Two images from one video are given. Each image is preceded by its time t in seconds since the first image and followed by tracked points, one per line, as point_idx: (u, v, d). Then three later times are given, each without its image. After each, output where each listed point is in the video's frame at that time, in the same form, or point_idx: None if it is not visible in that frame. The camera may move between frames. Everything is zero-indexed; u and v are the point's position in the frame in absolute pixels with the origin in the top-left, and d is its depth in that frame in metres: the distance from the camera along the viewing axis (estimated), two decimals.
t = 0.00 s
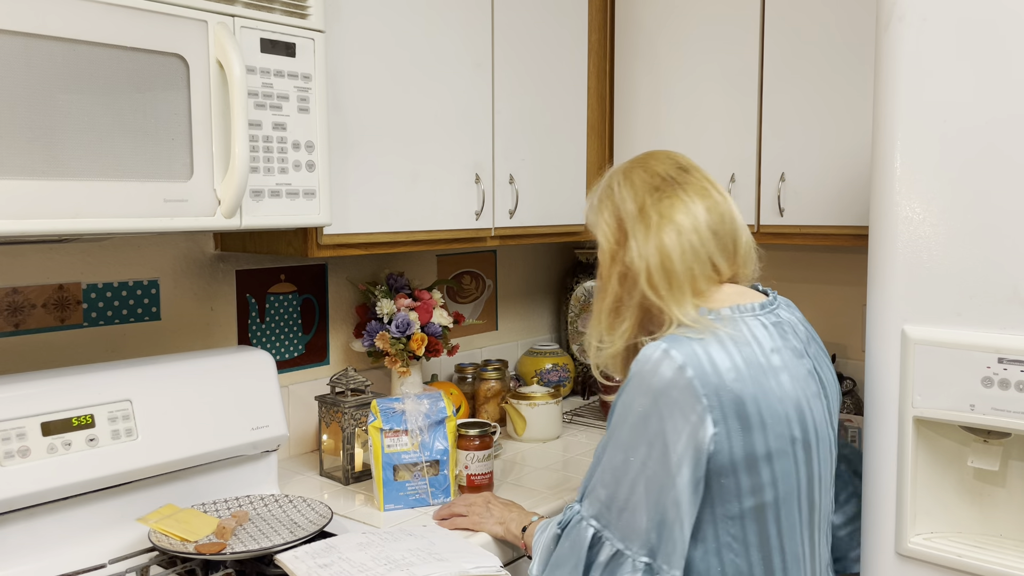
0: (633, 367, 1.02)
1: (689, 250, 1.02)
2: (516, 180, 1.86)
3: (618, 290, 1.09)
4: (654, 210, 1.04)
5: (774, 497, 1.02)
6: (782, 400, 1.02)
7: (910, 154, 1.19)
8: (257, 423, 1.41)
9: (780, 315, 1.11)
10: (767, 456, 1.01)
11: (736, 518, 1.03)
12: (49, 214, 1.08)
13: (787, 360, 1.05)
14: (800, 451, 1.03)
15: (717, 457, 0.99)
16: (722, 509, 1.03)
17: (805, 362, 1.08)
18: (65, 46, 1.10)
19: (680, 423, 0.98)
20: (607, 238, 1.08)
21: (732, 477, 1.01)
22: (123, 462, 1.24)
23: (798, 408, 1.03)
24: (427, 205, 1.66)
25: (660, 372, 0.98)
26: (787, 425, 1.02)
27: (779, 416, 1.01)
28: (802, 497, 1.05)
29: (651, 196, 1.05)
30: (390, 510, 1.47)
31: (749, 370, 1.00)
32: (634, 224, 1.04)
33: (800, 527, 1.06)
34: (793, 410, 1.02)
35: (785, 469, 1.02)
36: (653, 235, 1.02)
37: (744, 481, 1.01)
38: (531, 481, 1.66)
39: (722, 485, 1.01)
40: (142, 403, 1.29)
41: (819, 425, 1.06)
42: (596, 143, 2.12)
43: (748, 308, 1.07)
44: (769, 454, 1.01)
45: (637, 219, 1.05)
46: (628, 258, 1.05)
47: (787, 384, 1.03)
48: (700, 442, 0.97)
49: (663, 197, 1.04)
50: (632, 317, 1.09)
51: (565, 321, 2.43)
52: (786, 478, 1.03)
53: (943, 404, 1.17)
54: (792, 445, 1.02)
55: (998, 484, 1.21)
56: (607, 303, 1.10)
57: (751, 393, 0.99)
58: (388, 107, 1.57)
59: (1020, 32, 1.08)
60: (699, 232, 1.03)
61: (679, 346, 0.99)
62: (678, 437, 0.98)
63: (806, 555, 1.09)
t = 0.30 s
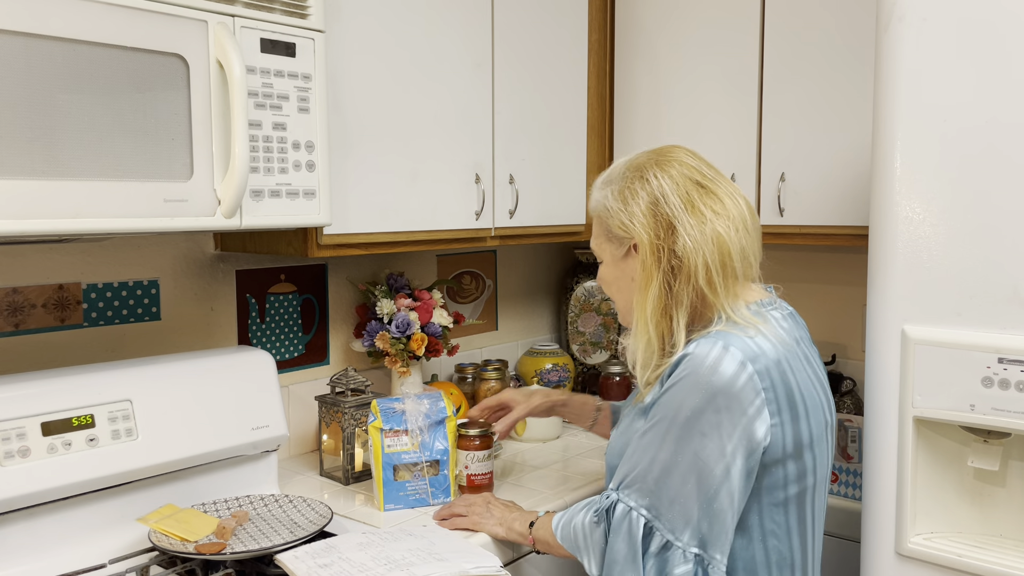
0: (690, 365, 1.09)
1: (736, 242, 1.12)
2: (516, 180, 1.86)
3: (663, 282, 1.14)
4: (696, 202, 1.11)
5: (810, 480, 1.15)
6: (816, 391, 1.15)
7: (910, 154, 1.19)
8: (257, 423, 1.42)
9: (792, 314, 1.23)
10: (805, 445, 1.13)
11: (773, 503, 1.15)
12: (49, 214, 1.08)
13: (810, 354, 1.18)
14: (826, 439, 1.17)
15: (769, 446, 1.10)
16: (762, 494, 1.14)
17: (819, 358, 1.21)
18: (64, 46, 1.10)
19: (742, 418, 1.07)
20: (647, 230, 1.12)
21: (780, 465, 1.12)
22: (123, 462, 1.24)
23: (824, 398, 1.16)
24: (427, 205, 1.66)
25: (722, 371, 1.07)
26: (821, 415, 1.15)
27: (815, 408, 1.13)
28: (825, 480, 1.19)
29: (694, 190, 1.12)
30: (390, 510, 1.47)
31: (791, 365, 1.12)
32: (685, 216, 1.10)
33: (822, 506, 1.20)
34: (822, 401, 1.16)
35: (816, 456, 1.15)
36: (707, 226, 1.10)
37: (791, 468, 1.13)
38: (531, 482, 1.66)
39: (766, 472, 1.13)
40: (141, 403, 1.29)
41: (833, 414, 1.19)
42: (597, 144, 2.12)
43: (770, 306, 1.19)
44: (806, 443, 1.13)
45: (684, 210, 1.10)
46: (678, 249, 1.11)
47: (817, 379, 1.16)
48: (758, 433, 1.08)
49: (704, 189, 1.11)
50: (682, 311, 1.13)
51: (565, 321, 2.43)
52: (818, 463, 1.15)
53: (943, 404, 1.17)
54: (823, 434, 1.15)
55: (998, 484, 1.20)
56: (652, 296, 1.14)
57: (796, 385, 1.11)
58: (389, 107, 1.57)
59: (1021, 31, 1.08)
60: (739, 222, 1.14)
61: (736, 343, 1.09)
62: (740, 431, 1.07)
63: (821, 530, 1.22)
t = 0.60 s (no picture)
0: (690, 366, 1.09)
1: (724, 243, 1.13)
2: (516, 180, 1.86)
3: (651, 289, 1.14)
4: (679, 208, 1.12)
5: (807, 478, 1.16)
6: (811, 389, 1.16)
7: (910, 155, 1.19)
8: (257, 423, 1.41)
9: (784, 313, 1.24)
10: (802, 444, 1.14)
11: (771, 500, 1.16)
12: (49, 214, 1.08)
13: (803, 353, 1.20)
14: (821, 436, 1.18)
15: (769, 445, 1.11)
16: (759, 492, 1.15)
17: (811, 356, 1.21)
18: (64, 46, 1.10)
19: (744, 418, 1.08)
20: (632, 239, 1.12)
21: (779, 463, 1.13)
22: (124, 462, 1.24)
23: (818, 395, 1.18)
24: (427, 205, 1.66)
25: (722, 373, 1.07)
26: (815, 412, 1.16)
27: (810, 406, 1.14)
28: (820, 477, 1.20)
29: (676, 195, 1.12)
30: (390, 510, 1.47)
31: (787, 364, 1.13)
32: (671, 222, 1.11)
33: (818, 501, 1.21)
34: (816, 399, 1.16)
35: (812, 454, 1.16)
36: (693, 230, 1.11)
37: (789, 466, 1.14)
38: (531, 481, 1.66)
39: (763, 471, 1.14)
40: (141, 403, 1.29)
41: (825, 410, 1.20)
42: (596, 143, 2.12)
43: (761, 305, 1.21)
44: (803, 441, 1.14)
45: (668, 217, 1.11)
46: (664, 255, 1.11)
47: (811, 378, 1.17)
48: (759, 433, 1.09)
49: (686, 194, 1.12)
50: (673, 316, 1.14)
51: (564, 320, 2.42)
52: (813, 461, 1.17)
53: (943, 404, 1.17)
54: (819, 432, 1.16)
55: (998, 484, 1.20)
56: (641, 305, 1.14)
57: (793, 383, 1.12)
58: (389, 106, 1.57)
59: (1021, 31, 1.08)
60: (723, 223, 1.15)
61: (735, 344, 1.10)
62: (742, 431, 1.07)
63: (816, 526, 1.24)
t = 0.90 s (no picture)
0: (648, 382, 1.01)
1: (685, 263, 1.01)
2: (516, 180, 1.86)
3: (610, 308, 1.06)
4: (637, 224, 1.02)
5: (781, 498, 1.07)
6: (785, 403, 1.06)
7: (910, 154, 1.19)
8: (257, 423, 1.41)
9: (767, 317, 1.14)
10: (775, 459, 1.04)
11: (747, 521, 1.07)
12: (49, 214, 1.08)
13: (784, 363, 1.09)
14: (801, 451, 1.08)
15: (734, 465, 1.02)
16: (733, 512, 1.07)
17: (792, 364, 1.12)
18: (65, 46, 1.10)
19: (700, 437, 0.99)
20: (590, 256, 1.06)
21: (745, 484, 1.04)
22: (124, 462, 1.24)
23: (797, 409, 1.08)
24: (427, 205, 1.66)
25: (679, 387, 0.99)
26: (790, 427, 1.06)
27: (783, 419, 1.05)
28: (802, 496, 1.10)
29: (635, 208, 1.02)
30: (390, 510, 1.47)
31: (755, 376, 1.04)
32: (624, 240, 1.01)
33: (800, 521, 1.11)
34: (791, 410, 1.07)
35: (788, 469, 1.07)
36: (646, 250, 1.00)
37: (759, 486, 1.05)
38: (531, 481, 1.66)
39: (732, 491, 1.05)
40: (141, 403, 1.29)
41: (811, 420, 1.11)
42: (597, 143, 2.11)
43: (744, 313, 1.11)
44: (776, 457, 1.05)
45: (622, 234, 1.02)
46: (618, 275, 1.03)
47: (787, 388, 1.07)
48: (720, 452, 1.00)
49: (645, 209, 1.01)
50: (633, 337, 1.06)
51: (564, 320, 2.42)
52: (791, 481, 1.07)
53: (943, 404, 1.17)
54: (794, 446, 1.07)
55: (998, 484, 1.20)
56: (600, 324, 1.07)
57: (760, 398, 1.02)
58: (388, 107, 1.57)
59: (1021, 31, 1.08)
60: (684, 242, 1.01)
61: (693, 359, 1.00)
62: (699, 451, 0.99)
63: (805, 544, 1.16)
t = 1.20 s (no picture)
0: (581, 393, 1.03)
1: (611, 276, 1.05)
2: (516, 180, 1.86)
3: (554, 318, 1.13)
4: (570, 239, 1.08)
5: (724, 513, 1.04)
6: (727, 417, 1.03)
7: (910, 154, 1.19)
8: (257, 423, 1.41)
9: (731, 328, 1.10)
10: (713, 475, 1.02)
11: (689, 536, 1.05)
12: (49, 214, 1.08)
13: (734, 376, 1.05)
14: (751, 468, 1.04)
15: (666, 478, 1.02)
16: (676, 527, 1.06)
17: (754, 378, 1.08)
18: (65, 46, 1.10)
19: (623, 449, 1.00)
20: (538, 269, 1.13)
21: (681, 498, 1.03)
22: (124, 462, 1.24)
23: (745, 423, 1.04)
24: (427, 206, 1.66)
25: (603, 397, 1.01)
26: (732, 442, 1.03)
27: (722, 435, 1.02)
28: (756, 514, 1.06)
29: (570, 225, 1.09)
30: (390, 510, 1.47)
31: (688, 389, 1.02)
32: (559, 258, 1.09)
33: (758, 541, 1.07)
34: (737, 426, 1.03)
35: (734, 486, 1.04)
36: (575, 263, 1.07)
37: (694, 500, 1.03)
38: (531, 481, 1.66)
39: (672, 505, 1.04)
40: (141, 402, 1.29)
41: (771, 440, 1.06)
42: (597, 143, 2.12)
43: (693, 322, 1.08)
44: (715, 473, 1.02)
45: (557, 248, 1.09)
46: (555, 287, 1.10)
47: (733, 403, 1.04)
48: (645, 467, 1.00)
49: (578, 224, 1.08)
50: (574, 348, 1.11)
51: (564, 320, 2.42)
52: (737, 497, 1.04)
53: (943, 404, 1.17)
54: (738, 463, 1.03)
55: (998, 484, 1.20)
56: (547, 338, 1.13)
57: (691, 412, 1.01)
58: (388, 107, 1.57)
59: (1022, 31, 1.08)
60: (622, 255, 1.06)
61: (618, 371, 1.01)
62: (622, 464, 1.00)
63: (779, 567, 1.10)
